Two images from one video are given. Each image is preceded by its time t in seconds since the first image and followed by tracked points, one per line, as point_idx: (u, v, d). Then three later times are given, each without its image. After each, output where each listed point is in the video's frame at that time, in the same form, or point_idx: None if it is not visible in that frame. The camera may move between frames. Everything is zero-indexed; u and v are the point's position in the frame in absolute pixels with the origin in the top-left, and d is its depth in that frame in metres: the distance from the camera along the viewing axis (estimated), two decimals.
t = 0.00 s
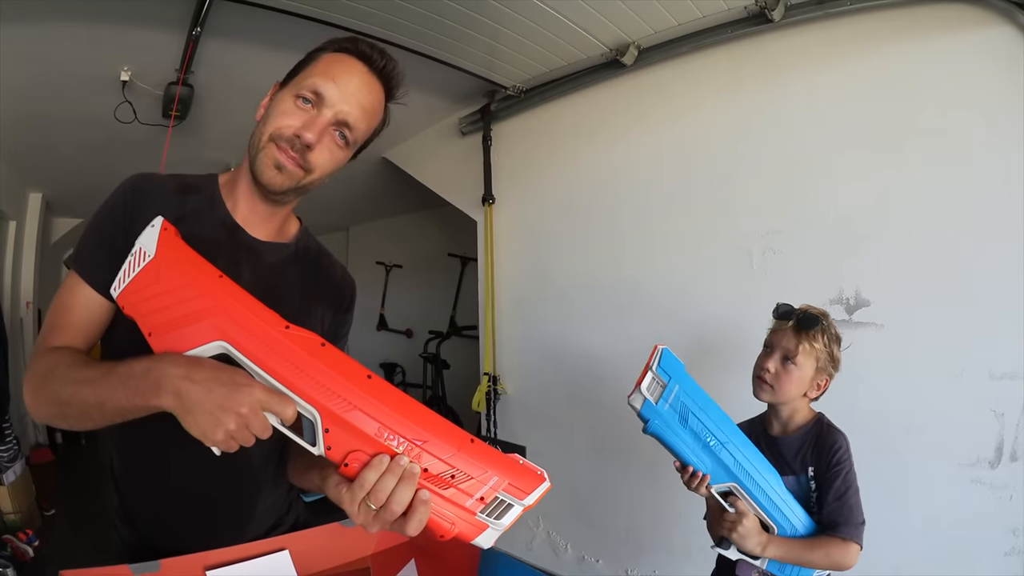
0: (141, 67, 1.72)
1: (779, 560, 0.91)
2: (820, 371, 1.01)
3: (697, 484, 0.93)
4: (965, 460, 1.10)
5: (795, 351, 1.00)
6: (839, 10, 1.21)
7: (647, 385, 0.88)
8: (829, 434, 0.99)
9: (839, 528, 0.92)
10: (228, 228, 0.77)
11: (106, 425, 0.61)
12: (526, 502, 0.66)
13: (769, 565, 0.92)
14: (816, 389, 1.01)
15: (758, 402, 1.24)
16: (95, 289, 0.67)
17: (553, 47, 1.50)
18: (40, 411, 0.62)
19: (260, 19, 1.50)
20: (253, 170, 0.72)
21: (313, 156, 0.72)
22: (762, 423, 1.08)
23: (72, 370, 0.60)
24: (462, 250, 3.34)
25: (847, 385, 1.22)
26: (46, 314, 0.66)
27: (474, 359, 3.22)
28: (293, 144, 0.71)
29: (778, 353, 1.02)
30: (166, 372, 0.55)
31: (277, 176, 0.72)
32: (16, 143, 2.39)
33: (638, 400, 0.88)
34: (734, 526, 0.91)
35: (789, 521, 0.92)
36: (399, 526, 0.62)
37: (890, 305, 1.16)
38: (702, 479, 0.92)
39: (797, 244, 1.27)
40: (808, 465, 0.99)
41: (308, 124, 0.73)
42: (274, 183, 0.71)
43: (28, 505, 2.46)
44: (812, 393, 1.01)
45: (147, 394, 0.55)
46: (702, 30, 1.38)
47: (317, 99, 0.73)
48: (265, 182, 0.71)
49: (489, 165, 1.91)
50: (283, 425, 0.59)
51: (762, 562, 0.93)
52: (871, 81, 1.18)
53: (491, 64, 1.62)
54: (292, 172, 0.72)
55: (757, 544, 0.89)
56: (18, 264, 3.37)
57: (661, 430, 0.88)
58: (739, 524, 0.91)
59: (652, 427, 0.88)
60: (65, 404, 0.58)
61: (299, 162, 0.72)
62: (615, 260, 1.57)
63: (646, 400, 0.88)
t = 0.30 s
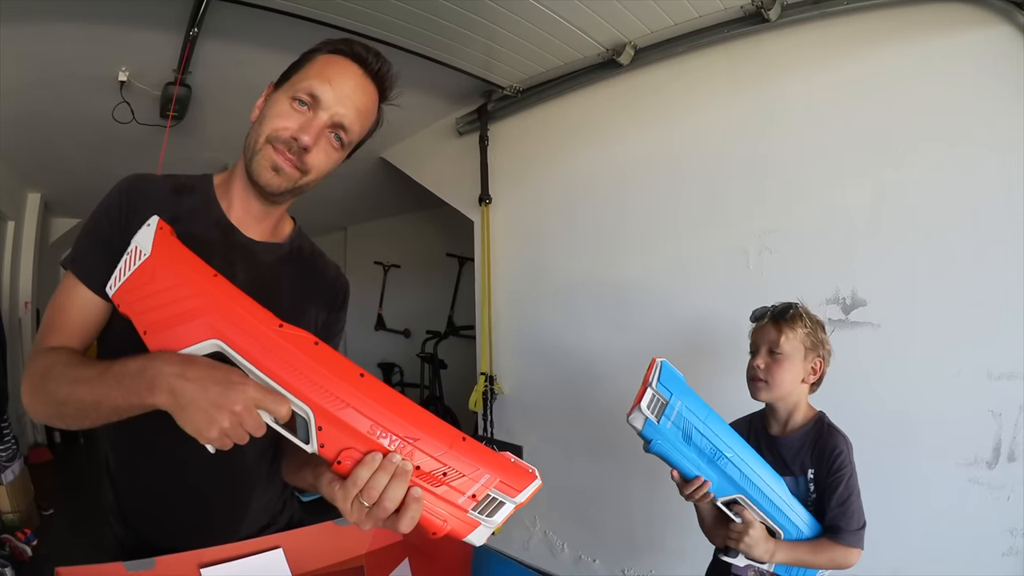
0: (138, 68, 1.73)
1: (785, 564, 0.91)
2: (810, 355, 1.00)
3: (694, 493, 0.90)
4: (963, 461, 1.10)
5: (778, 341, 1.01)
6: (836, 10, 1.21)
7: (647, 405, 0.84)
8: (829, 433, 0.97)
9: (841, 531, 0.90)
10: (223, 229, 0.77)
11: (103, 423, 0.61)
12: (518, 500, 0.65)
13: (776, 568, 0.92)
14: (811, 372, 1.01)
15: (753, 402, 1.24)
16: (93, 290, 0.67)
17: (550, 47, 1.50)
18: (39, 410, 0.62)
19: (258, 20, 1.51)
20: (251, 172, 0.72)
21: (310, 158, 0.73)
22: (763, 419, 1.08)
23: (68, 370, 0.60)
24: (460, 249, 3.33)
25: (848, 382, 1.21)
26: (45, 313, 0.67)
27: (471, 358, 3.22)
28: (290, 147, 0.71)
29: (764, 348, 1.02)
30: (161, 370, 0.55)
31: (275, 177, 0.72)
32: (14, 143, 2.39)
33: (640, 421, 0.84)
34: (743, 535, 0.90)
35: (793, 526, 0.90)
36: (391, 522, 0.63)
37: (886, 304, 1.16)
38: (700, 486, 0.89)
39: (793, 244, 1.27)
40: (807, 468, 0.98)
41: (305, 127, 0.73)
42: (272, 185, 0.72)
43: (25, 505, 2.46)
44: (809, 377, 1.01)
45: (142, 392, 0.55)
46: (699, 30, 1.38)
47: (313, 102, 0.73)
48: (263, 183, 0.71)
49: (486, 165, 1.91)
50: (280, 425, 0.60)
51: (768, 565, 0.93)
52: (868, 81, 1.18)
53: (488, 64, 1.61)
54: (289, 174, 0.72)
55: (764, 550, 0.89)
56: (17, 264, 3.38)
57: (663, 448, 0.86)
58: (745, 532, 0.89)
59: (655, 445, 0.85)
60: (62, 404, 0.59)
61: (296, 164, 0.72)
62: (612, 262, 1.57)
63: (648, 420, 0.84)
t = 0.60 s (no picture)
0: (134, 68, 1.73)
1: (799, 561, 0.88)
2: (795, 352, 0.96)
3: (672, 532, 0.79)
4: (960, 461, 1.08)
5: (761, 343, 0.96)
6: (830, 6, 1.20)
7: (609, 484, 0.73)
8: (821, 428, 0.96)
9: (848, 522, 0.87)
10: (208, 228, 0.77)
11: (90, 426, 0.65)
12: (498, 507, 0.63)
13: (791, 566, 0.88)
14: (801, 368, 0.97)
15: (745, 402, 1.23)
16: (76, 293, 0.69)
17: (544, 45, 1.50)
18: (26, 411, 0.65)
19: (253, 20, 1.51)
20: (279, 189, 0.76)
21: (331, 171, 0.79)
22: (754, 418, 1.06)
23: (53, 374, 0.63)
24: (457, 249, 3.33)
25: (837, 382, 1.21)
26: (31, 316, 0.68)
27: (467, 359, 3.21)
28: (319, 167, 0.77)
29: (748, 353, 0.97)
30: (138, 378, 0.58)
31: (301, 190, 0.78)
32: (10, 142, 2.40)
33: (606, 501, 0.73)
34: (750, 548, 0.84)
35: (801, 519, 0.86)
36: (368, 527, 0.62)
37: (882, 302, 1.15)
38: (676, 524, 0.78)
39: (787, 242, 1.26)
40: (803, 464, 0.96)
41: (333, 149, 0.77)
42: (299, 198, 0.79)
43: (22, 504, 2.47)
44: (802, 371, 0.97)
45: (121, 398, 0.59)
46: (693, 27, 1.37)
47: (332, 122, 0.75)
48: (290, 196, 0.78)
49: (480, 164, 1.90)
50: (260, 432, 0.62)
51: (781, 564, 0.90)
52: (864, 78, 1.17)
53: (483, 63, 1.61)
54: (310, 187, 0.78)
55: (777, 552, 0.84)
56: (15, 264, 3.39)
57: (639, 517, 0.75)
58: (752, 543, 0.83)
59: (631, 518, 0.75)
60: (48, 406, 0.62)
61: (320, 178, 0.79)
62: (606, 262, 1.56)
63: (614, 498, 0.73)
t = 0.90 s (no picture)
0: (126, 68, 1.75)
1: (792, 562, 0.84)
2: (768, 349, 0.95)
3: None
4: (957, 463, 1.06)
5: (736, 342, 0.94)
6: None
7: (568, 551, 0.71)
8: (797, 417, 0.94)
9: (838, 509, 0.84)
10: (177, 224, 0.78)
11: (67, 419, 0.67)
12: (450, 508, 0.62)
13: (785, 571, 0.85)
14: (774, 368, 0.96)
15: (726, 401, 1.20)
16: (53, 289, 0.71)
17: (535, 44, 1.49)
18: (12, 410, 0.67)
19: (242, 20, 1.52)
20: (252, 189, 0.76)
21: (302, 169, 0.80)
22: (728, 419, 1.04)
23: (29, 370, 0.64)
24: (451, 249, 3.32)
25: (832, 381, 1.18)
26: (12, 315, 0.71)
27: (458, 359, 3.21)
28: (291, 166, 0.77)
29: (721, 350, 0.95)
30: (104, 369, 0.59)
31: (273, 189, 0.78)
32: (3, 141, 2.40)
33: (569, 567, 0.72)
34: (736, 567, 0.81)
35: (785, 525, 0.84)
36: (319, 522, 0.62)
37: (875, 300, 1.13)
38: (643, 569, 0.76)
39: (776, 238, 1.24)
40: (784, 455, 0.93)
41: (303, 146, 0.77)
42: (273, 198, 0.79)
43: (17, 502, 2.48)
44: (774, 372, 0.96)
45: (89, 390, 0.59)
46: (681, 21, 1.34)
47: (303, 120, 0.75)
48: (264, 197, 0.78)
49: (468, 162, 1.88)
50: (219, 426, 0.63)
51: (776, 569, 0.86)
52: (855, 71, 1.15)
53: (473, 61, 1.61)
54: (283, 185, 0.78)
55: (769, 560, 0.81)
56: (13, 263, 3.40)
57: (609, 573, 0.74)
58: (740, 560, 0.81)
59: None
60: (29, 403, 0.64)
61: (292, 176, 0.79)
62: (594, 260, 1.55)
63: (576, 562, 0.72)
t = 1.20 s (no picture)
0: (111, 67, 1.77)
1: None
2: (734, 344, 0.95)
3: None
4: (952, 467, 1.00)
5: (698, 336, 0.94)
6: None
7: (510, 559, 0.68)
8: (771, 423, 0.91)
9: (813, 527, 0.80)
10: (121, 214, 0.78)
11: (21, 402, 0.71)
12: (367, 508, 0.59)
13: None
14: (744, 364, 0.95)
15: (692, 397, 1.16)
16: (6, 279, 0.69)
17: (514, 36, 1.45)
18: None
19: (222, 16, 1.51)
20: (188, 177, 0.76)
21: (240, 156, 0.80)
22: (693, 418, 1.00)
23: None
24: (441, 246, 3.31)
25: (816, 379, 1.13)
26: None
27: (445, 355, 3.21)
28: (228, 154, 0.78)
29: (684, 344, 0.95)
30: (40, 355, 0.62)
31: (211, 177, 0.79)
32: None
33: None
34: None
35: (750, 541, 0.78)
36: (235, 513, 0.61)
37: (865, 294, 1.07)
38: None
39: (758, 231, 1.19)
40: (755, 467, 0.89)
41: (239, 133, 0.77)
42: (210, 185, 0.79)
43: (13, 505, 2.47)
44: (742, 370, 0.95)
45: (26, 374, 0.63)
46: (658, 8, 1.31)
47: (239, 107, 0.76)
48: (201, 185, 0.78)
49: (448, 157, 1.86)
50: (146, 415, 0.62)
51: None
52: (836, 54, 1.10)
53: (454, 56, 1.58)
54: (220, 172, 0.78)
55: None
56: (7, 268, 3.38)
57: None
58: None
59: None
60: None
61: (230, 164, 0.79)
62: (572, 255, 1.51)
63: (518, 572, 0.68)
